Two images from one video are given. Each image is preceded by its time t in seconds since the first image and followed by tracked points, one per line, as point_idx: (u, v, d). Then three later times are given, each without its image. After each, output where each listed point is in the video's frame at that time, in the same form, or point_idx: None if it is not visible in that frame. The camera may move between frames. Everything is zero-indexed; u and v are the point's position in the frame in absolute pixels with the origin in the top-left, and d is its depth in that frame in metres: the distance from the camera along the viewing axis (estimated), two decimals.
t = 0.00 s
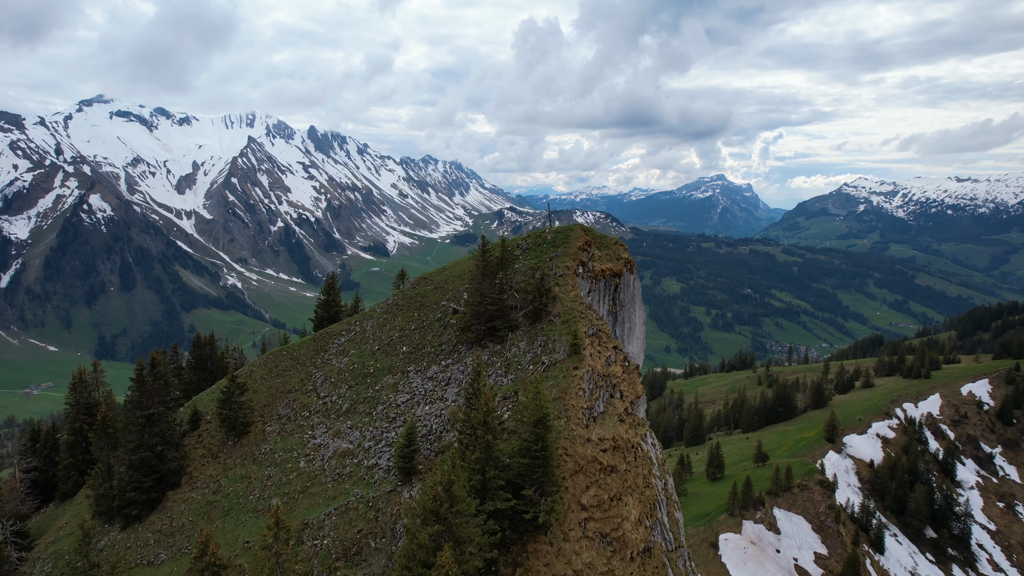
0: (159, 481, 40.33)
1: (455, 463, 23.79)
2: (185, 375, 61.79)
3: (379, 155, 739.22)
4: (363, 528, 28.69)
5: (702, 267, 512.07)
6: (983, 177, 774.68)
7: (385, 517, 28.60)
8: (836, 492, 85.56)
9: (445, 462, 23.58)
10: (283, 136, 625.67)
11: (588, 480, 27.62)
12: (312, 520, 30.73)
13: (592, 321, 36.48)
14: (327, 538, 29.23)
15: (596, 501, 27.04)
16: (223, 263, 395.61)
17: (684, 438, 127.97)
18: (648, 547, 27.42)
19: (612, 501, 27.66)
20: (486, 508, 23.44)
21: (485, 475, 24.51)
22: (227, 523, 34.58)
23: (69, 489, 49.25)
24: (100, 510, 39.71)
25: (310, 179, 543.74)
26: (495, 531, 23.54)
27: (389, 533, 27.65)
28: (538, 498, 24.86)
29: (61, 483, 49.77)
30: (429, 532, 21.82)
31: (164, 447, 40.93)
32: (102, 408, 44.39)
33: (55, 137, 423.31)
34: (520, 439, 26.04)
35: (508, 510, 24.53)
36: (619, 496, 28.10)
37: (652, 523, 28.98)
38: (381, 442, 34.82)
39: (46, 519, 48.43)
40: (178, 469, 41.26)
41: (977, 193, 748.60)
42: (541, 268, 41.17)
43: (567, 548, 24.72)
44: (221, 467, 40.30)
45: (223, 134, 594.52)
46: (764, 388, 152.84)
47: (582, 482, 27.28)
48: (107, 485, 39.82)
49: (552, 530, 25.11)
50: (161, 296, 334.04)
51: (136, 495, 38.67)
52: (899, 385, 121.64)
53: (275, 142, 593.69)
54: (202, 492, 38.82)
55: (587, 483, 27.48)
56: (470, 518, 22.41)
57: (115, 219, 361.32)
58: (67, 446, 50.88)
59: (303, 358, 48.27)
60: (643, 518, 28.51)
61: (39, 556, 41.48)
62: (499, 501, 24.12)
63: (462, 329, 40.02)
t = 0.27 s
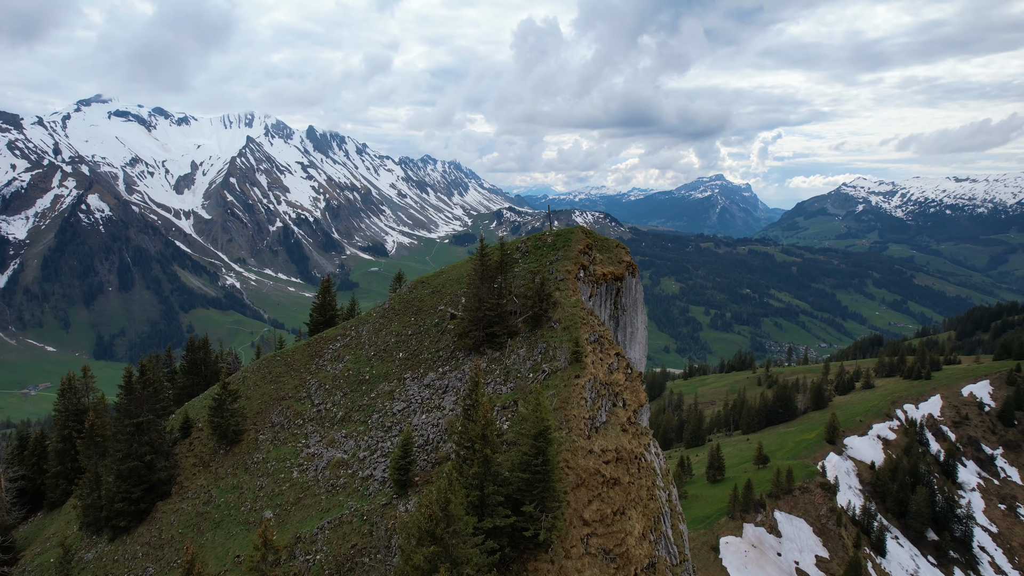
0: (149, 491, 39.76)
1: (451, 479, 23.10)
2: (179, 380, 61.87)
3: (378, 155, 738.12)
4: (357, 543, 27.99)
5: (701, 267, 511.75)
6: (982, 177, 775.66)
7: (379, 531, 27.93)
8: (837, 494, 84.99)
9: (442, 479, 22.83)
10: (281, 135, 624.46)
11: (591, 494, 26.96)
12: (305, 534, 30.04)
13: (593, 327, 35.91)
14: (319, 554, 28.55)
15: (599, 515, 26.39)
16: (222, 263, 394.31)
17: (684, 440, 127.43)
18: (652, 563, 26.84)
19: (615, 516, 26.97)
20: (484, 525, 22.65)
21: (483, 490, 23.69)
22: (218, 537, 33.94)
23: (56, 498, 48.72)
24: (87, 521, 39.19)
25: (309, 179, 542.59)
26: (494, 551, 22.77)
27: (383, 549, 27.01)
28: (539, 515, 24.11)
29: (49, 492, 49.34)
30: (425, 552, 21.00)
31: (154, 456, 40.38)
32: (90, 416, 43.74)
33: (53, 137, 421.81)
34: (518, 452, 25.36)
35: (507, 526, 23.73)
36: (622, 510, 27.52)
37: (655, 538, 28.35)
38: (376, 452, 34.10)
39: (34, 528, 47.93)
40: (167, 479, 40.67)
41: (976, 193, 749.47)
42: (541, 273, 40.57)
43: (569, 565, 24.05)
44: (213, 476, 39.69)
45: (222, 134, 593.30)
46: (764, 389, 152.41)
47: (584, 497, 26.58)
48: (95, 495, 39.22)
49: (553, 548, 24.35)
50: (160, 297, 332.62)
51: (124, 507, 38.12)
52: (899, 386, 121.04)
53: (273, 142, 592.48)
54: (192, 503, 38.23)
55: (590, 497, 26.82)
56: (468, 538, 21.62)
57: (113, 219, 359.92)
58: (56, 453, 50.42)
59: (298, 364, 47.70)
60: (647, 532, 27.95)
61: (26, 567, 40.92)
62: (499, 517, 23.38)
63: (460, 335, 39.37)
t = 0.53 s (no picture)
0: (136, 501, 39.29)
1: (447, 495, 22.42)
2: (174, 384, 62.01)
3: (377, 155, 737.13)
4: (350, 560, 27.43)
5: (700, 267, 511.58)
6: (980, 177, 776.48)
7: (373, 547, 27.31)
8: (838, 497, 84.33)
9: (439, 498, 22.02)
10: (280, 135, 623.37)
11: (593, 508, 26.30)
12: (296, 552, 29.38)
13: (595, 333, 35.40)
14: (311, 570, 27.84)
15: (602, 531, 25.71)
16: (221, 263, 393.03)
17: (683, 441, 126.99)
18: None
19: (618, 532, 26.35)
20: (482, 545, 22.00)
21: (481, 507, 23.13)
22: (208, 550, 33.47)
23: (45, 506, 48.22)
24: (74, 532, 38.76)
25: (308, 179, 541.37)
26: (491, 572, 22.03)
27: (374, 565, 26.46)
28: (541, 533, 23.33)
29: (38, 501, 48.75)
30: None
31: (142, 466, 39.85)
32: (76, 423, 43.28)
33: (51, 136, 420.31)
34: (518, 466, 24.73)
35: (507, 544, 23.20)
36: (625, 525, 26.89)
37: (658, 552, 27.90)
38: (372, 463, 33.37)
39: (21, 538, 47.35)
40: (156, 489, 40.17)
41: (974, 193, 750.41)
42: (541, 276, 40.00)
43: None
44: (204, 485, 39.13)
45: (220, 134, 591.92)
46: (763, 390, 152.03)
47: (586, 511, 25.96)
48: (81, 506, 38.62)
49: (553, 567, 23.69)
50: (158, 297, 331.09)
51: (111, 518, 37.61)
52: (899, 387, 120.49)
53: (272, 142, 591.00)
54: (181, 514, 37.74)
55: (593, 512, 26.13)
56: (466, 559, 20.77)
57: (111, 219, 358.67)
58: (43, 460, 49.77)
59: (291, 370, 47.05)
60: (651, 547, 27.46)
61: None
62: (496, 537, 22.68)
63: (457, 341, 38.67)
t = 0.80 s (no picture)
0: (125, 513, 38.79)
1: (443, 513, 21.89)
2: (166, 389, 61.79)
3: (376, 155, 736.07)
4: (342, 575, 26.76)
5: (699, 267, 511.18)
6: (978, 177, 777.16)
7: (366, 563, 26.71)
8: (839, 499, 83.80)
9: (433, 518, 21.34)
10: (278, 135, 622.03)
11: (596, 523, 25.60)
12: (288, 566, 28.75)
13: (596, 338, 34.79)
14: None
15: (605, 547, 25.00)
16: (219, 263, 391.73)
17: (683, 442, 126.35)
18: None
19: (623, 547, 25.66)
20: (479, 566, 21.40)
21: (478, 526, 22.62)
22: (198, 565, 32.78)
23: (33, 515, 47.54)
24: (60, 543, 38.21)
25: (306, 179, 540.02)
26: None
27: None
28: (540, 551, 22.68)
29: (24, 510, 47.98)
30: None
31: (130, 477, 39.30)
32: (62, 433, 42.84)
33: (49, 136, 418.56)
34: (517, 481, 24.10)
35: (506, 564, 22.60)
36: (629, 540, 26.18)
37: (662, 567, 27.27)
38: (367, 473, 32.75)
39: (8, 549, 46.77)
40: (145, 500, 39.74)
41: (972, 193, 751.27)
42: (541, 280, 39.48)
43: None
44: (194, 496, 38.54)
45: (219, 133, 590.63)
46: (763, 391, 151.52)
47: (588, 527, 25.20)
48: (67, 517, 38.05)
49: None
50: (156, 297, 329.65)
51: (98, 530, 37.03)
52: (900, 388, 120.05)
53: (270, 142, 589.63)
54: (171, 525, 37.15)
55: (595, 528, 25.44)
56: None
57: (109, 219, 357.27)
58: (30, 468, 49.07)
59: (284, 376, 46.54)
60: (656, 563, 26.82)
61: None
62: (494, 556, 22.04)
63: (454, 347, 38.04)
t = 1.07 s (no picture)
0: (112, 525, 38.28)
1: (439, 536, 21.19)
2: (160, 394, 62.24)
3: (374, 155, 735.06)
4: None
5: (698, 267, 510.79)
6: (976, 177, 778.10)
7: None
8: (840, 502, 83.26)
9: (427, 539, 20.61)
10: (277, 135, 620.71)
11: (598, 539, 24.94)
12: None
13: (599, 345, 34.22)
14: None
15: (608, 564, 24.32)
16: (217, 263, 390.61)
17: (683, 444, 125.85)
18: None
19: (625, 563, 25.04)
20: None
21: (476, 546, 22.13)
22: None
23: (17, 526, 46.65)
24: (44, 556, 37.62)
25: (305, 179, 538.66)
26: None
27: None
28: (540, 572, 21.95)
29: (9, 521, 47.11)
30: None
31: (117, 486, 38.99)
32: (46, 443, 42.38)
33: (47, 137, 416.87)
34: (518, 494, 23.63)
35: None
36: (633, 557, 25.59)
37: None
38: (361, 485, 32.05)
39: None
40: (133, 512, 39.26)
41: (970, 193, 751.88)
42: (541, 285, 39.08)
43: None
44: (183, 507, 38.03)
45: (217, 133, 589.39)
46: (763, 392, 151.05)
47: (591, 543, 24.52)
48: (52, 529, 37.47)
49: None
50: (154, 297, 328.19)
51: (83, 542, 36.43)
52: (900, 389, 119.57)
53: (269, 141, 588.32)
54: (158, 538, 36.58)
55: (598, 544, 24.75)
56: None
57: (107, 219, 355.97)
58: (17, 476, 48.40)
59: (277, 383, 46.16)
60: None
61: None
62: None
63: (451, 355, 37.44)
